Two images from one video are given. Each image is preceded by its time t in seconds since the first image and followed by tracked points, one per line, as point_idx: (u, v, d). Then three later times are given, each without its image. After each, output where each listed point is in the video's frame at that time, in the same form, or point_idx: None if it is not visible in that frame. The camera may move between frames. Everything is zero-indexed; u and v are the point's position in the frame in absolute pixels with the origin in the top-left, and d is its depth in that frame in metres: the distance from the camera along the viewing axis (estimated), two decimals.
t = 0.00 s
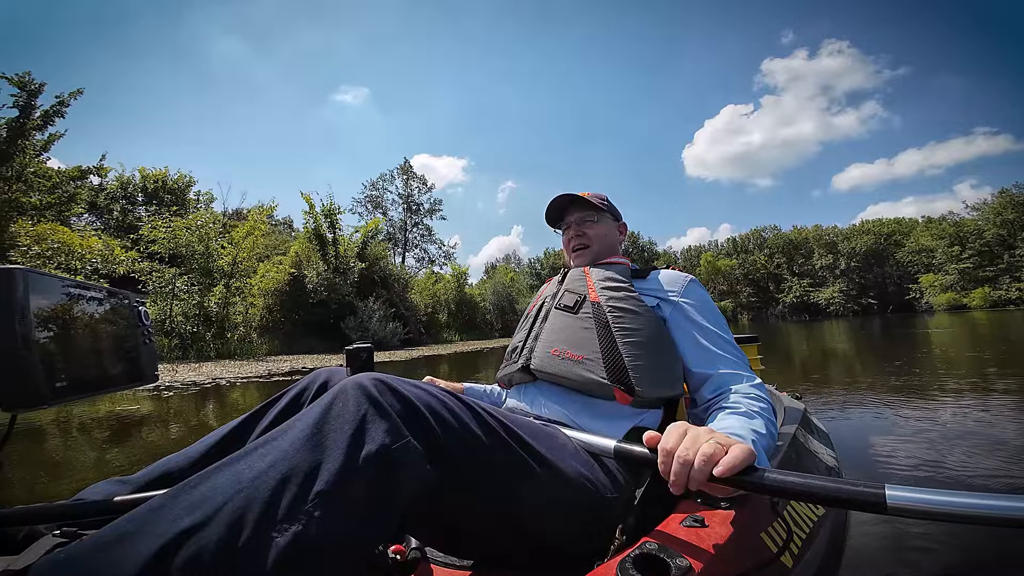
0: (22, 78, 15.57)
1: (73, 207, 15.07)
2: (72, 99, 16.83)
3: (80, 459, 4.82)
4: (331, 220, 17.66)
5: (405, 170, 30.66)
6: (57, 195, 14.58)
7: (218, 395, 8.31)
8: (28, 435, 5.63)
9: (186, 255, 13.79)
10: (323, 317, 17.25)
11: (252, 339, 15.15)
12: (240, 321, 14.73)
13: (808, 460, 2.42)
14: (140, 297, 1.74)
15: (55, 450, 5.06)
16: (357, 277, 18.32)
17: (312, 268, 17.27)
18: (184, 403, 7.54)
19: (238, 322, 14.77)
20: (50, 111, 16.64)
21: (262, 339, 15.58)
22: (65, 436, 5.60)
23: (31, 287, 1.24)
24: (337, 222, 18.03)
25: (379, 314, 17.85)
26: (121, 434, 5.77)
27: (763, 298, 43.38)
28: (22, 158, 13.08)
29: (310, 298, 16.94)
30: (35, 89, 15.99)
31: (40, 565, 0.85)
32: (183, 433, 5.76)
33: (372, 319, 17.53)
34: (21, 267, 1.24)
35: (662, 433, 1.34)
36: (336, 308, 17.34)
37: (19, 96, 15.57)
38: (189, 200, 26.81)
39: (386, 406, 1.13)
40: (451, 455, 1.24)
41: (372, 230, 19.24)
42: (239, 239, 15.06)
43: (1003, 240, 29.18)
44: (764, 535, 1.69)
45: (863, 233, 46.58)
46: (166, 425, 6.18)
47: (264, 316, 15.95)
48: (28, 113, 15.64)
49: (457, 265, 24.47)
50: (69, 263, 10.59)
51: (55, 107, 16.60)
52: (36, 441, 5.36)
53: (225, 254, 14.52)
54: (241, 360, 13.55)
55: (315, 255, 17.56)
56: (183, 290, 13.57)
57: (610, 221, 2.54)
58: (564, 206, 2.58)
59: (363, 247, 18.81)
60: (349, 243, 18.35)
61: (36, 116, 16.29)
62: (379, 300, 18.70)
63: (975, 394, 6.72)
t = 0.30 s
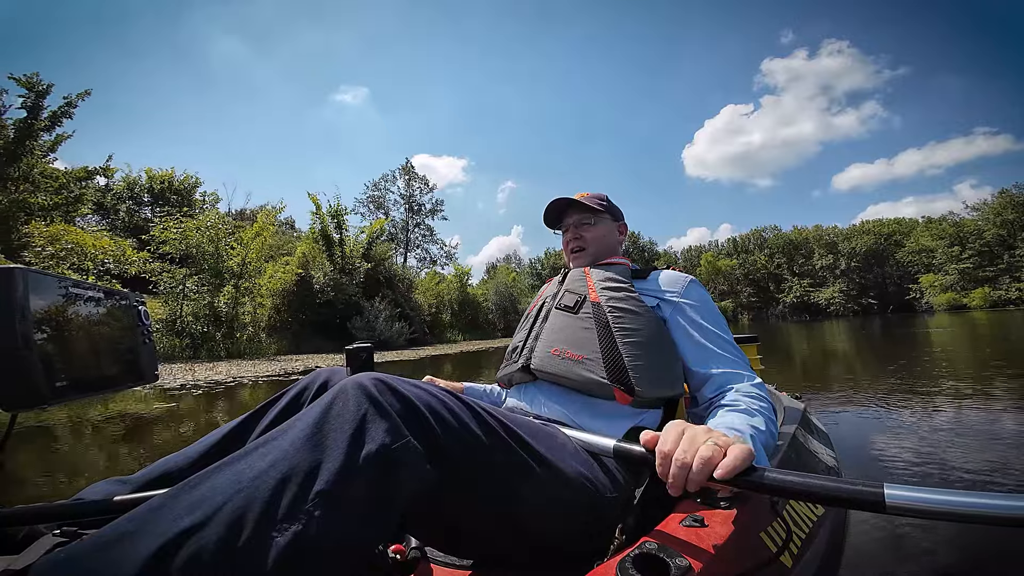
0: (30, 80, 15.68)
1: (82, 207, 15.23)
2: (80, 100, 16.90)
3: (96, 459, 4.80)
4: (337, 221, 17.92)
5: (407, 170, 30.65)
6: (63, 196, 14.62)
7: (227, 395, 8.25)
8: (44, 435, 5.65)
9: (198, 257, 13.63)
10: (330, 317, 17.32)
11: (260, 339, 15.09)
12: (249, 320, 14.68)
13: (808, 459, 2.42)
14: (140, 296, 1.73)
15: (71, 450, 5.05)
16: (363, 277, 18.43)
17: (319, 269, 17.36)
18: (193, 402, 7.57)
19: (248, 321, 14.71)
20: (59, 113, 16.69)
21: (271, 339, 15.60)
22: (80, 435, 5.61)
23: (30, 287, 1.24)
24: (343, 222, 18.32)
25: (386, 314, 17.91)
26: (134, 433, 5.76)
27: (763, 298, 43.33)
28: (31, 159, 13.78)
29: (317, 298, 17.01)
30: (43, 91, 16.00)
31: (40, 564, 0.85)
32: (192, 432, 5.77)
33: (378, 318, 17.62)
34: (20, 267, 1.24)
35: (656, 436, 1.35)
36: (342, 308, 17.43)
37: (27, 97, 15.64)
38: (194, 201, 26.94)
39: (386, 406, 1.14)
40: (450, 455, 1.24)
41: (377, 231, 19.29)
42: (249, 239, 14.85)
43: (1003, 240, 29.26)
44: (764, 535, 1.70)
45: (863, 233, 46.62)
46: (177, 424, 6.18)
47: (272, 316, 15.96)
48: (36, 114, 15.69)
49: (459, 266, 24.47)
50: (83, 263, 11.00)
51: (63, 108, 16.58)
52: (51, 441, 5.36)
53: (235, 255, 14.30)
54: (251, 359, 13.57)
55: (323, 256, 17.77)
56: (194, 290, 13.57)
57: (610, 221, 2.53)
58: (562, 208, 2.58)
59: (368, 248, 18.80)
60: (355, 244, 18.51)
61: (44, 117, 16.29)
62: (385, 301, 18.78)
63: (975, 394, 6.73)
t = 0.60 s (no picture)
0: (38, 80, 15.74)
1: (89, 208, 15.25)
2: (87, 101, 16.93)
3: (112, 461, 4.77)
4: (343, 222, 17.92)
5: (409, 171, 30.63)
6: (69, 196, 14.67)
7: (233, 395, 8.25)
8: (58, 435, 5.62)
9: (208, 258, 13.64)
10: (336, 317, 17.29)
11: (269, 339, 15.07)
12: (258, 320, 14.63)
13: (808, 459, 2.43)
14: (140, 296, 1.73)
15: (86, 451, 5.01)
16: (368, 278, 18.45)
17: (325, 269, 17.37)
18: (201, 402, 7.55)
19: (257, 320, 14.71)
20: (66, 113, 16.68)
21: (279, 338, 15.67)
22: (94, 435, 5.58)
23: (31, 287, 1.24)
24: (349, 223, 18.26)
25: (391, 314, 17.88)
26: (146, 433, 5.73)
27: (764, 298, 43.27)
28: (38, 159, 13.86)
29: (324, 298, 17.00)
30: (51, 91, 16.00)
31: (40, 564, 0.85)
32: (201, 432, 5.78)
33: (384, 319, 17.62)
34: (21, 268, 1.24)
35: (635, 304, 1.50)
36: (349, 308, 17.41)
37: (34, 98, 15.66)
38: (199, 202, 27.00)
39: (386, 406, 1.13)
40: (450, 455, 1.24)
41: (381, 231, 19.27)
42: (257, 239, 14.78)
43: (1003, 240, 29.28)
44: (764, 535, 1.70)
45: (864, 233, 46.64)
46: (188, 424, 6.16)
47: (280, 315, 16.01)
48: (43, 115, 15.71)
49: (462, 266, 24.45)
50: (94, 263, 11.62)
51: (70, 109, 16.64)
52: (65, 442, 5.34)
53: (244, 256, 14.22)
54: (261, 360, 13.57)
55: (328, 256, 17.78)
56: (204, 291, 13.55)
57: (609, 222, 2.53)
58: (561, 210, 2.58)
59: (373, 248, 18.78)
60: (360, 244, 18.50)
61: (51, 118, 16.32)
62: (389, 301, 18.78)
63: (977, 395, 6.72)
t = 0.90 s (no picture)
0: (46, 81, 15.80)
1: (95, 208, 15.34)
2: (95, 102, 17.03)
3: (128, 458, 4.83)
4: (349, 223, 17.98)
5: (411, 171, 30.65)
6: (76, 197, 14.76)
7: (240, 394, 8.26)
8: (68, 434, 5.68)
9: (218, 258, 13.71)
10: (342, 317, 17.32)
11: (276, 339, 15.12)
12: (266, 320, 14.70)
13: (807, 460, 2.43)
14: (140, 296, 1.74)
15: (102, 448, 5.07)
16: (374, 278, 18.54)
17: (331, 271, 17.72)
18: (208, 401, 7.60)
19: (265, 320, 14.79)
20: (73, 114, 16.74)
21: (287, 339, 15.75)
22: (107, 433, 5.63)
23: (31, 288, 1.24)
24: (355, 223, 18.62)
25: (398, 313, 17.84)
26: (158, 432, 5.77)
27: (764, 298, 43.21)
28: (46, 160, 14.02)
29: (330, 298, 17.06)
30: (59, 92, 16.05)
31: (41, 563, 0.85)
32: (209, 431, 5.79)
33: (390, 317, 17.58)
34: (21, 267, 1.24)
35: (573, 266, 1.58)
36: (355, 308, 17.43)
37: (43, 99, 15.75)
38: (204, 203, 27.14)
39: (386, 406, 1.13)
40: (450, 454, 1.24)
41: (385, 232, 19.26)
42: (266, 239, 14.80)
43: (1002, 240, 29.38)
44: (763, 535, 1.70)
45: (864, 233, 46.68)
46: (198, 422, 6.20)
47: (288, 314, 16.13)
48: (51, 116, 15.79)
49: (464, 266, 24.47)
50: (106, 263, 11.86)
51: (78, 110, 16.72)
52: (79, 440, 5.38)
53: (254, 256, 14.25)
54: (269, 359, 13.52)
55: (333, 257, 18.15)
56: (213, 291, 13.57)
57: (609, 219, 2.53)
58: (561, 206, 2.57)
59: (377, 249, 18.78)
60: (364, 244, 18.66)
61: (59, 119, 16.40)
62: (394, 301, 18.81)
63: (978, 395, 6.72)
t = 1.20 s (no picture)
0: (53, 82, 15.86)
1: (102, 208, 15.42)
2: (102, 102, 17.10)
3: (141, 456, 4.89)
4: (355, 224, 18.04)
5: (412, 171, 30.66)
6: (83, 197, 14.85)
7: (245, 393, 8.26)
8: (75, 432, 5.73)
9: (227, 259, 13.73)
10: (347, 317, 17.36)
11: (283, 338, 15.17)
12: (274, 320, 14.74)
13: (806, 459, 2.43)
14: (139, 294, 1.75)
15: (115, 446, 5.13)
16: (379, 278, 18.57)
17: (337, 269, 17.56)
18: (214, 400, 7.63)
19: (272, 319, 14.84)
20: (81, 115, 16.79)
21: (295, 339, 15.75)
22: (115, 432, 5.69)
23: (30, 287, 1.25)
24: (361, 224, 18.42)
25: (403, 313, 17.88)
26: (168, 430, 5.82)
27: (764, 298, 43.14)
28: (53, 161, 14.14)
29: (337, 298, 17.11)
30: (67, 93, 16.10)
31: (43, 560, 0.85)
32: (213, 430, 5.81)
33: (396, 317, 17.65)
34: (20, 266, 1.24)
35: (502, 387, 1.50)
36: (361, 308, 17.47)
37: (50, 99, 15.81)
38: (208, 204, 27.18)
39: (387, 405, 1.14)
40: (450, 454, 1.25)
41: (390, 232, 19.22)
42: (274, 240, 14.83)
43: (1003, 240, 29.41)
44: (761, 533, 1.72)
45: (864, 233, 46.71)
46: (207, 421, 6.25)
47: (293, 314, 16.16)
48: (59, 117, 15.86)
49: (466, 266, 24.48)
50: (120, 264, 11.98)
51: (86, 111, 16.79)
52: (91, 438, 5.44)
53: (261, 257, 14.29)
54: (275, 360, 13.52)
55: (340, 256, 18.03)
56: (223, 291, 13.59)
57: (609, 218, 2.54)
58: (562, 203, 2.57)
59: (382, 249, 18.77)
60: (369, 245, 18.56)
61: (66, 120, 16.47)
62: (398, 301, 18.83)
63: (977, 395, 6.72)
